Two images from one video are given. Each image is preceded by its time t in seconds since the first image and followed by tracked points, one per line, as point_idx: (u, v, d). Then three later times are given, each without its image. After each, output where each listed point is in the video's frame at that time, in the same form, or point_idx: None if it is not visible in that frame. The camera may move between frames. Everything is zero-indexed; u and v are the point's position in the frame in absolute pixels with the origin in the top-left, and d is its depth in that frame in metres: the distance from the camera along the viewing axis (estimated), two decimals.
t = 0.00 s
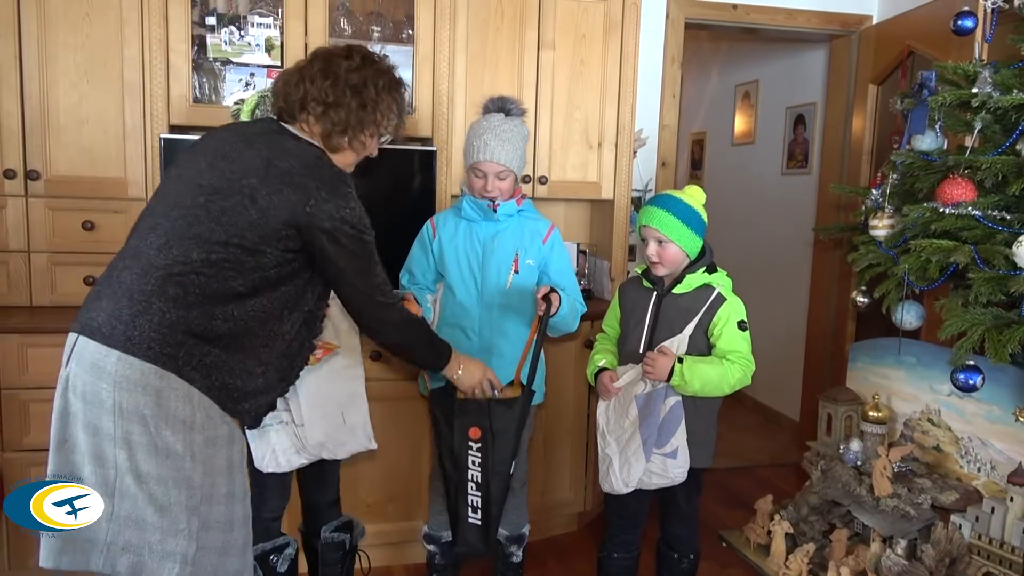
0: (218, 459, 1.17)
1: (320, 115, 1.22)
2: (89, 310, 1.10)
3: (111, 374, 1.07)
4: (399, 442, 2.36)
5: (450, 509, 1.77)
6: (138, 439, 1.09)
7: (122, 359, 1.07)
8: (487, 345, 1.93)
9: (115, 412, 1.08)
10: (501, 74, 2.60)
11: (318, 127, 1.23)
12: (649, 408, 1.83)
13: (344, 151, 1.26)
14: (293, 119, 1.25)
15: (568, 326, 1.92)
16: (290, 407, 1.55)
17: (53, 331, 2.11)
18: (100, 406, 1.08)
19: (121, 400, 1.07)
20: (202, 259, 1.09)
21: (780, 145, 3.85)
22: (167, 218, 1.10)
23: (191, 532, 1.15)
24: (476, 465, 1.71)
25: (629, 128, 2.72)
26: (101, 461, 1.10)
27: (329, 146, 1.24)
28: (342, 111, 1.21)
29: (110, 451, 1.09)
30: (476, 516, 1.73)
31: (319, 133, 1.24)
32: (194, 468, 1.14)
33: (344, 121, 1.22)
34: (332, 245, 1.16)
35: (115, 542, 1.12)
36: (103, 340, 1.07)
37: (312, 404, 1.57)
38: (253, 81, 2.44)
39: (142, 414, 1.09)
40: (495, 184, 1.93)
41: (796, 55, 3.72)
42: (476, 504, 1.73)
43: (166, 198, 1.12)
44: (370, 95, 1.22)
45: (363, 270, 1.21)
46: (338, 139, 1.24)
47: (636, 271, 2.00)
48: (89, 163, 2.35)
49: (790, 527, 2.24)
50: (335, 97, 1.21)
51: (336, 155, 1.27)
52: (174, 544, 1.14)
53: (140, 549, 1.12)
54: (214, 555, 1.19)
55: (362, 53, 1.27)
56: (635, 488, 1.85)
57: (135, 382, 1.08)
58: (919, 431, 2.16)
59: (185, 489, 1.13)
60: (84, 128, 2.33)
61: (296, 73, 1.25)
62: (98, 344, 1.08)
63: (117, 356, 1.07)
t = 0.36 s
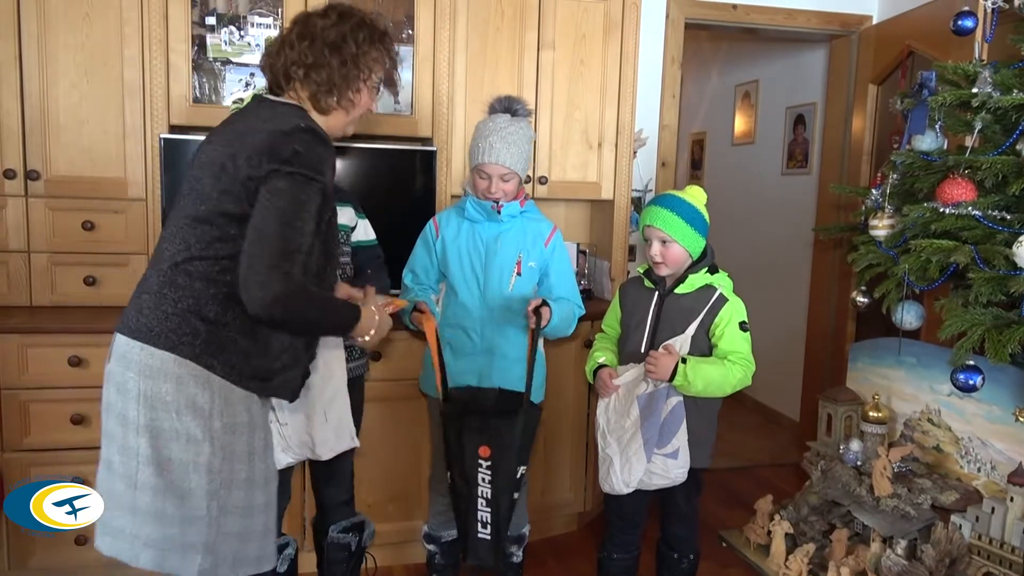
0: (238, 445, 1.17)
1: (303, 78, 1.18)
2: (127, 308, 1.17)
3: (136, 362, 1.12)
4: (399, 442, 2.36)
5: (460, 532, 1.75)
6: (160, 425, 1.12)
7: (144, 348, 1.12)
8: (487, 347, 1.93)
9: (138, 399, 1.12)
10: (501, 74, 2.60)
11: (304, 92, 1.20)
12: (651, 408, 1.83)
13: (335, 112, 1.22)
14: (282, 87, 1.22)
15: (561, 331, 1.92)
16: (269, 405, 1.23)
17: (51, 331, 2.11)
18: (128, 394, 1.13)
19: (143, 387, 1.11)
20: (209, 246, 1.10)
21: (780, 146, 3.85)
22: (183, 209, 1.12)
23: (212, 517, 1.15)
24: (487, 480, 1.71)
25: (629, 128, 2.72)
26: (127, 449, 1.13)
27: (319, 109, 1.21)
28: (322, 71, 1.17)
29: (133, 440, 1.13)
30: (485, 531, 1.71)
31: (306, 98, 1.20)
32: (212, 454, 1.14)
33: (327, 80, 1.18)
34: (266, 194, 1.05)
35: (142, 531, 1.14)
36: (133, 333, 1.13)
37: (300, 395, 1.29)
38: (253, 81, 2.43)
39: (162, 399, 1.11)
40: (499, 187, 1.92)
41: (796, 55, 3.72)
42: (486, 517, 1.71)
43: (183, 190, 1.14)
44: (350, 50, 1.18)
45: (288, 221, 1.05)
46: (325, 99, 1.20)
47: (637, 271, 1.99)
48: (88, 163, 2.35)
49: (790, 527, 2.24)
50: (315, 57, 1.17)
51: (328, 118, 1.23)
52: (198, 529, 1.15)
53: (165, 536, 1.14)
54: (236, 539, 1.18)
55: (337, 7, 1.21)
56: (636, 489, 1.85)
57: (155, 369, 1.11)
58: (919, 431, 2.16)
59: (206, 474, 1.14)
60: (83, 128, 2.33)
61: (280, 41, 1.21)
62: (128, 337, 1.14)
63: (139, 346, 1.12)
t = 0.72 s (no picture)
0: (270, 434, 1.10)
1: (303, 61, 1.11)
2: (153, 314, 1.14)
3: (159, 363, 1.08)
4: (400, 444, 2.36)
5: (478, 540, 1.70)
6: (191, 422, 1.08)
7: (164, 350, 1.08)
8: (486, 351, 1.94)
9: (166, 399, 1.08)
10: (501, 76, 2.60)
11: (305, 75, 1.12)
12: (655, 411, 1.83)
13: (336, 96, 1.15)
14: (281, 72, 1.15)
15: (549, 333, 1.92)
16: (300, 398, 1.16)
17: (50, 334, 2.11)
18: (156, 394, 1.09)
19: (168, 388, 1.08)
20: (213, 246, 1.04)
21: (780, 148, 3.85)
22: (196, 210, 1.08)
23: (257, 505, 1.10)
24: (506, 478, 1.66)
25: (629, 130, 2.72)
26: (166, 447, 1.11)
27: (319, 93, 1.13)
28: (323, 53, 1.10)
29: (171, 437, 1.10)
30: (504, 524, 1.66)
31: (307, 83, 1.13)
32: (246, 446, 1.08)
33: (328, 63, 1.11)
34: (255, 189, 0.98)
35: (196, 522, 1.11)
36: (156, 335, 1.09)
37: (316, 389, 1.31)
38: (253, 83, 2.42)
39: (185, 398, 1.07)
40: (508, 194, 1.91)
41: (796, 57, 3.72)
42: (504, 512, 1.66)
43: (197, 189, 1.09)
44: (350, 31, 1.11)
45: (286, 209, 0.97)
46: (325, 84, 1.13)
47: (635, 273, 1.99)
48: (89, 166, 2.35)
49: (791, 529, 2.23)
50: (315, 39, 1.10)
51: (329, 105, 1.16)
52: (245, 520, 1.10)
53: (219, 524, 1.10)
54: (284, 528, 1.12)
55: None
56: (640, 492, 1.84)
57: (176, 369, 1.07)
58: (920, 434, 2.16)
59: (242, 466, 1.08)
60: (84, 131, 2.33)
61: (281, 23, 1.15)
62: (151, 340, 1.10)
63: (160, 349, 1.08)
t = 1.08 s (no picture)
0: (346, 455, 1.18)
1: (387, 89, 1.15)
2: (218, 331, 1.15)
3: (241, 383, 1.11)
4: (400, 450, 2.36)
5: (488, 550, 1.68)
6: (272, 442, 1.12)
7: (247, 371, 1.10)
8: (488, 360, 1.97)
9: (248, 420, 1.11)
10: (501, 82, 2.61)
11: (386, 103, 1.17)
12: (659, 416, 1.83)
13: (413, 124, 1.18)
14: (361, 100, 1.19)
15: (552, 333, 1.97)
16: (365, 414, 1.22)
17: (49, 339, 2.11)
18: (234, 415, 1.12)
19: (251, 409, 1.11)
20: (307, 267, 1.07)
21: (779, 154, 3.86)
22: (270, 231, 1.10)
23: (330, 523, 1.16)
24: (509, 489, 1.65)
25: (628, 136, 2.72)
26: (239, 465, 1.13)
27: (398, 120, 1.17)
28: (408, 82, 1.14)
29: (248, 456, 1.13)
30: (512, 530, 1.64)
31: (387, 111, 1.17)
32: (325, 465, 1.15)
33: (412, 92, 1.15)
34: (372, 216, 1.04)
35: (263, 539, 1.14)
36: (234, 355, 1.11)
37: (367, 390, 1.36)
38: (253, 89, 2.46)
39: (272, 420, 1.11)
40: (507, 194, 1.97)
41: (795, 63, 3.72)
42: (510, 519, 1.64)
43: (275, 210, 1.10)
44: (434, 62, 1.15)
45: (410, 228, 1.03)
46: (405, 112, 1.16)
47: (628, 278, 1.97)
48: (89, 171, 2.35)
49: (791, 535, 2.23)
50: (400, 69, 1.15)
51: (405, 131, 1.19)
52: (318, 537, 1.15)
53: (289, 541, 1.14)
54: (352, 544, 1.20)
55: (420, 22, 1.20)
56: (649, 500, 1.83)
57: (263, 391, 1.10)
58: (920, 439, 2.16)
59: (320, 485, 1.15)
60: (84, 136, 2.33)
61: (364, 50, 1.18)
62: (228, 359, 1.12)
63: (242, 370, 1.10)
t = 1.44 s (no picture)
0: (397, 460, 1.32)
1: (486, 122, 1.30)
2: (287, 319, 1.24)
3: (310, 377, 1.22)
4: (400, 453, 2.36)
5: (493, 554, 1.70)
6: (331, 440, 1.25)
7: (319, 364, 1.22)
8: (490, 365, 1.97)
9: (312, 414, 1.23)
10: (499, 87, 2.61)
11: (483, 134, 1.31)
12: (659, 416, 1.83)
13: (505, 155, 1.33)
14: (454, 128, 1.33)
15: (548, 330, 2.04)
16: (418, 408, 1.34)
17: (48, 343, 2.11)
18: (298, 407, 1.24)
19: (318, 402, 1.23)
20: (394, 271, 1.19)
21: (778, 157, 3.87)
22: (357, 230, 1.21)
23: (370, 525, 1.30)
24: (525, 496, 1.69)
25: (627, 140, 2.73)
26: (296, 458, 1.25)
27: (492, 150, 1.32)
28: (507, 117, 1.30)
29: (304, 449, 1.25)
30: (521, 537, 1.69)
31: (482, 140, 1.32)
32: (378, 468, 1.29)
33: (509, 126, 1.30)
34: (478, 226, 1.14)
35: (301, 535, 1.27)
36: (303, 346, 1.22)
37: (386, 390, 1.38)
38: (253, 93, 2.45)
39: (335, 415, 1.24)
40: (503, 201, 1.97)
41: (793, 67, 3.73)
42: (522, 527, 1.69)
43: (365, 215, 1.23)
44: (528, 100, 1.31)
45: (515, 250, 1.14)
46: (499, 144, 1.31)
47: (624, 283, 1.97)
48: (88, 175, 2.35)
49: (791, 539, 2.23)
50: (500, 104, 1.29)
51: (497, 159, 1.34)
52: (356, 536, 1.29)
53: (327, 539, 1.27)
54: (387, 546, 1.34)
55: (516, 63, 1.35)
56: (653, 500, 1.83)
57: (331, 386, 1.22)
58: (919, 443, 2.17)
59: (370, 487, 1.28)
60: (84, 140, 2.33)
61: (455, 85, 1.34)
62: (296, 351, 1.23)
63: (314, 363, 1.22)
